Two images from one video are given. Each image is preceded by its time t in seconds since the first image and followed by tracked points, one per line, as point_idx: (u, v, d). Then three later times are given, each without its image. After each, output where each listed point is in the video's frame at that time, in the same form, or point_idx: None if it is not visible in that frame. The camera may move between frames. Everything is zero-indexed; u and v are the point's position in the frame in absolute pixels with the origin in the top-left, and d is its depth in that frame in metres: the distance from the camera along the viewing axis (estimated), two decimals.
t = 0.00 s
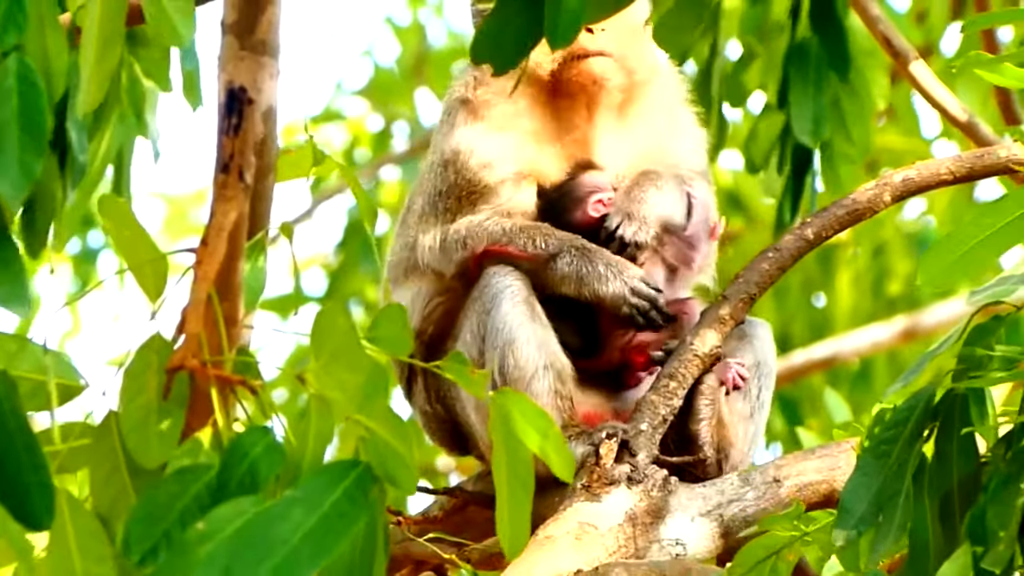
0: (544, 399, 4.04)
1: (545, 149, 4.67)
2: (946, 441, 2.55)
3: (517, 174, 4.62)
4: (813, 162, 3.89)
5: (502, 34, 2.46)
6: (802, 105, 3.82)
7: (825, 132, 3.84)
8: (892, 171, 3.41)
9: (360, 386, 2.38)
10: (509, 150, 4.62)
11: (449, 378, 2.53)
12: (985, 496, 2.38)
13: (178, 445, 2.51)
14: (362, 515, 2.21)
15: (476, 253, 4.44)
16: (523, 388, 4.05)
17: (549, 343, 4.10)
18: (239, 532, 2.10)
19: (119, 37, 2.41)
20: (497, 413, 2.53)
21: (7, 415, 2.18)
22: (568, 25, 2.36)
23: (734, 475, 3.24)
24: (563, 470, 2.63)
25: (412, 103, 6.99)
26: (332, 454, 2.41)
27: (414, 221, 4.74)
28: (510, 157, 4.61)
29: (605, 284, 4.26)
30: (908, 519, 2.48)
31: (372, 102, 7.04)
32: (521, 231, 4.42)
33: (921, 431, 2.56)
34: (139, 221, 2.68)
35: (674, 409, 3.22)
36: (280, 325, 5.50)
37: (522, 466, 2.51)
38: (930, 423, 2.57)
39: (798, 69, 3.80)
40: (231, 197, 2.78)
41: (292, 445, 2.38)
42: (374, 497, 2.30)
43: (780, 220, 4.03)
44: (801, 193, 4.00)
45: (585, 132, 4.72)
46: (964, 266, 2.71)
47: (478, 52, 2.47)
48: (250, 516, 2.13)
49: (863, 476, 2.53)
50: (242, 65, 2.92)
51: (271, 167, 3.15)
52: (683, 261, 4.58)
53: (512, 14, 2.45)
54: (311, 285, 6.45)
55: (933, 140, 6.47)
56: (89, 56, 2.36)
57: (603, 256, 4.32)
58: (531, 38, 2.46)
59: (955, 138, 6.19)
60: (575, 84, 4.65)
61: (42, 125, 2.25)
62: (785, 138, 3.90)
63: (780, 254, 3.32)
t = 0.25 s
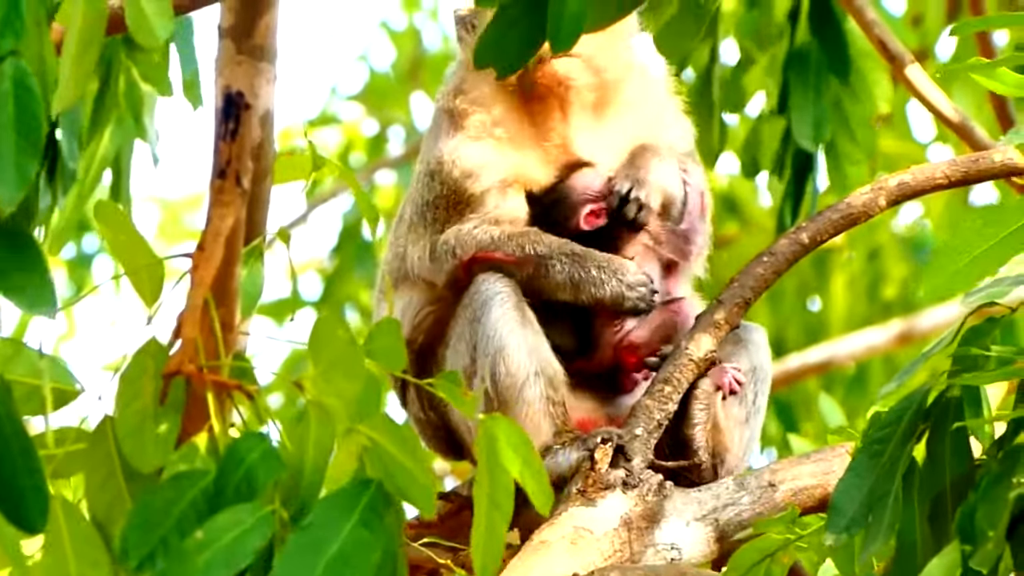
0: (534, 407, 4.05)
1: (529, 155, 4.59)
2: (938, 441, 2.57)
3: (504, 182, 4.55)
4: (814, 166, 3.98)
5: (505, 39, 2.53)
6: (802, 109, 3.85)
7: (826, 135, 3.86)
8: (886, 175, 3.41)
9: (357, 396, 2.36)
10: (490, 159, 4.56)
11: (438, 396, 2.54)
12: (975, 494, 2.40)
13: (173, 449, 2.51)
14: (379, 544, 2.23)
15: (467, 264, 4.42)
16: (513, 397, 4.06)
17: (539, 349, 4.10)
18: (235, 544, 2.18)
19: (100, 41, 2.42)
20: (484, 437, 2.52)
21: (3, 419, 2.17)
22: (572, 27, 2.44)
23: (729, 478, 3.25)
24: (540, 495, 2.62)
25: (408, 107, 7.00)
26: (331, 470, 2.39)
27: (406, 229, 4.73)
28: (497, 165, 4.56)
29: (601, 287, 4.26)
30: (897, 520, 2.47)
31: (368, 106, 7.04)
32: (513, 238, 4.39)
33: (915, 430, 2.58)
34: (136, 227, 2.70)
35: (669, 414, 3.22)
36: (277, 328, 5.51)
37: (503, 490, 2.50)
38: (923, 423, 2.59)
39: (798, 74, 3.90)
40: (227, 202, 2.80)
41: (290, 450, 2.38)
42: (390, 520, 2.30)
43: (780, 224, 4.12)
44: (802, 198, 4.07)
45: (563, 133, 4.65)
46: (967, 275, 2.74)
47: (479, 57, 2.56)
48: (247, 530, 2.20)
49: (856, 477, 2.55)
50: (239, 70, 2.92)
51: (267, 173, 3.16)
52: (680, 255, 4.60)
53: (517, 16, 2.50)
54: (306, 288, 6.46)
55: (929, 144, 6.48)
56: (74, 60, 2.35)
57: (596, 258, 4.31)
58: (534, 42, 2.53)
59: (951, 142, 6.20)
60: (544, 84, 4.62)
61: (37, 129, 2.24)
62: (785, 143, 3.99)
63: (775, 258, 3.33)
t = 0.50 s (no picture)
0: (528, 407, 4.02)
1: (505, 155, 4.69)
2: (932, 443, 2.57)
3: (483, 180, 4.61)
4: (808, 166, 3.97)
5: (486, 42, 2.49)
6: (796, 108, 3.89)
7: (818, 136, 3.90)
8: (878, 176, 3.42)
9: (348, 396, 2.39)
10: (468, 158, 4.65)
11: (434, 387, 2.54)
12: (972, 499, 2.42)
13: (167, 451, 2.50)
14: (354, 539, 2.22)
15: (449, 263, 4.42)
16: (508, 396, 4.02)
17: (530, 348, 4.09)
18: (226, 550, 2.10)
19: (109, 43, 2.41)
20: (484, 428, 2.52)
21: None
22: (550, 33, 2.40)
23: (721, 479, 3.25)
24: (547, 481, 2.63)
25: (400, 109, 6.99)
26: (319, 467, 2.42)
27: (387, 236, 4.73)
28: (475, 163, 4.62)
29: (597, 275, 4.31)
30: (892, 524, 2.48)
31: (359, 109, 7.03)
32: (500, 233, 4.41)
33: (908, 431, 2.59)
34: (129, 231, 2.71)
35: (661, 415, 3.22)
36: (269, 330, 5.51)
37: (510, 479, 2.51)
38: (915, 425, 2.60)
39: (789, 74, 3.91)
40: (219, 205, 2.82)
41: (280, 452, 2.38)
42: (364, 515, 2.31)
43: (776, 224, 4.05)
44: (795, 198, 4.05)
45: (532, 127, 4.79)
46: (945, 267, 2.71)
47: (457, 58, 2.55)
48: (239, 532, 2.14)
49: (849, 478, 2.54)
50: (230, 73, 2.91)
51: (259, 176, 3.16)
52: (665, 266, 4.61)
53: (497, 19, 2.46)
54: (299, 290, 6.45)
55: (921, 146, 6.49)
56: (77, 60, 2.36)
57: (587, 247, 4.35)
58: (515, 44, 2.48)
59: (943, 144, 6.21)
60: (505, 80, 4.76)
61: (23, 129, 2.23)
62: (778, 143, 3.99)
63: (767, 259, 3.33)
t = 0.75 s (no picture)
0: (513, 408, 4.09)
1: (475, 159, 4.67)
2: (926, 443, 2.59)
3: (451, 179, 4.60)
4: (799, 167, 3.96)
5: (484, 38, 2.64)
6: (790, 111, 3.89)
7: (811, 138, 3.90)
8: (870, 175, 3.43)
9: (346, 398, 2.37)
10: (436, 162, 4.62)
11: (429, 387, 2.55)
12: (963, 495, 2.43)
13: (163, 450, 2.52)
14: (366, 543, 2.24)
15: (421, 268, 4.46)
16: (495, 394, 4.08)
17: (510, 352, 4.16)
18: (221, 550, 2.18)
19: (107, 42, 2.45)
20: (478, 423, 2.54)
21: None
22: (545, 32, 2.56)
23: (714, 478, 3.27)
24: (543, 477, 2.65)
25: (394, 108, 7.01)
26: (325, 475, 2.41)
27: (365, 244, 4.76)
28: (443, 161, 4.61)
29: (560, 278, 4.30)
30: (890, 524, 2.49)
31: (355, 109, 7.05)
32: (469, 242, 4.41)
33: (903, 432, 2.60)
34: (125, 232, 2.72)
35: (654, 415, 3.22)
36: (264, 330, 5.52)
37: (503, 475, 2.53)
38: (910, 425, 2.61)
39: (784, 75, 3.92)
40: (214, 205, 2.83)
41: (278, 451, 2.39)
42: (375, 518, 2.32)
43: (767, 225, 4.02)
44: (787, 201, 4.02)
45: (498, 129, 4.78)
46: (944, 277, 2.70)
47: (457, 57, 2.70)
48: (231, 533, 2.20)
49: (843, 480, 2.57)
50: (225, 73, 2.90)
51: (254, 176, 3.18)
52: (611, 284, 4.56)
53: (492, 17, 2.62)
54: (293, 290, 6.47)
55: (916, 145, 6.51)
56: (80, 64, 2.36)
57: (553, 249, 4.35)
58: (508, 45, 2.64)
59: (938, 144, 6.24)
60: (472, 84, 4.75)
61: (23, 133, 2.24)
62: (772, 144, 3.98)
63: (759, 259, 3.35)
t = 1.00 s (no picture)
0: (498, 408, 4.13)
1: (452, 158, 4.75)
2: (916, 440, 2.59)
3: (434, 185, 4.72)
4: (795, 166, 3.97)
5: (473, 54, 2.30)
6: (786, 111, 3.90)
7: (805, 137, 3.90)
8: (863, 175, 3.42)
9: (341, 396, 2.40)
10: (419, 165, 4.72)
11: (425, 395, 2.54)
12: (952, 491, 2.42)
13: (157, 449, 2.51)
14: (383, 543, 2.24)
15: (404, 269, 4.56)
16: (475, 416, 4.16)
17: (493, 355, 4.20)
18: (225, 555, 2.17)
19: (90, 45, 2.46)
20: (467, 427, 2.54)
21: None
22: (538, 41, 2.24)
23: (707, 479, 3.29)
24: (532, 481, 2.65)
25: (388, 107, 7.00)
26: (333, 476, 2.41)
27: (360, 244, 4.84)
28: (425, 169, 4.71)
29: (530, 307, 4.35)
30: (866, 518, 2.48)
31: (348, 109, 7.04)
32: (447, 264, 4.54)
33: (890, 427, 2.58)
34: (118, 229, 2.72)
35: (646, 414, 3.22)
36: (256, 329, 5.52)
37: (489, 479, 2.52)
38: (898, 422, 2.60)
39: (779, 76, 3.92)
40: (207, 204, 2.79)
41: (274, 449, 2.38)
42: (387, 516, 2.31)
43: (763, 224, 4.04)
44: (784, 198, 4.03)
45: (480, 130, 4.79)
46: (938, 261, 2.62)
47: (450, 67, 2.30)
48: (236, 535, 2.20)
49: (830, 472, 2.55)
50: (217, 72, 2.96)
51: (247, 174, 3.17)
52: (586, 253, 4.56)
53: (486, 27, 2.29)
54: (286, 289, 6.47)
55: (909, 145, 6.51)
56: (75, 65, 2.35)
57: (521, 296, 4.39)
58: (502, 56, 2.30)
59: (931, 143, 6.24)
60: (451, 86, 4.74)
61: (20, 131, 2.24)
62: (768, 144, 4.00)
63: (751, 259, 3.34)
